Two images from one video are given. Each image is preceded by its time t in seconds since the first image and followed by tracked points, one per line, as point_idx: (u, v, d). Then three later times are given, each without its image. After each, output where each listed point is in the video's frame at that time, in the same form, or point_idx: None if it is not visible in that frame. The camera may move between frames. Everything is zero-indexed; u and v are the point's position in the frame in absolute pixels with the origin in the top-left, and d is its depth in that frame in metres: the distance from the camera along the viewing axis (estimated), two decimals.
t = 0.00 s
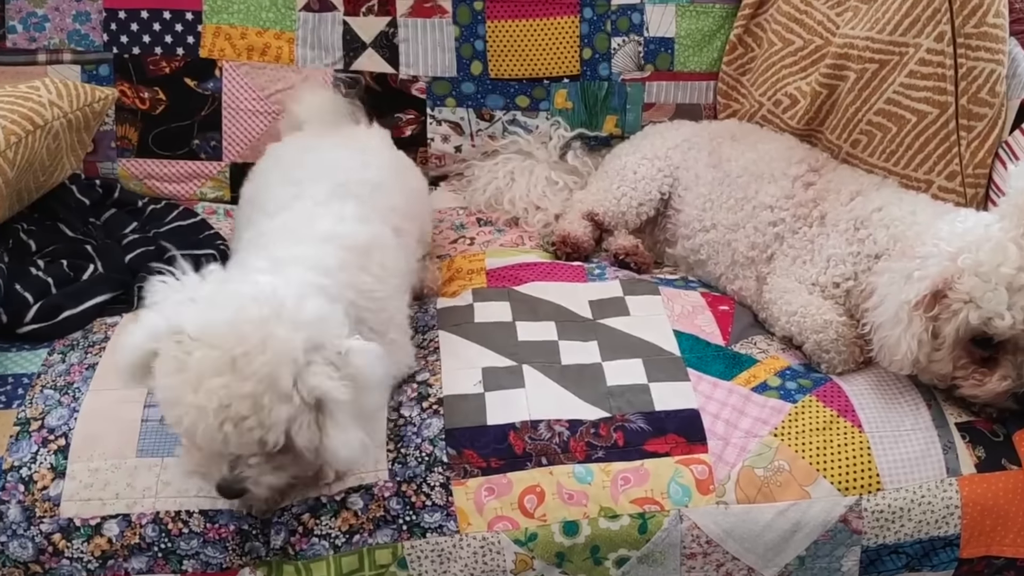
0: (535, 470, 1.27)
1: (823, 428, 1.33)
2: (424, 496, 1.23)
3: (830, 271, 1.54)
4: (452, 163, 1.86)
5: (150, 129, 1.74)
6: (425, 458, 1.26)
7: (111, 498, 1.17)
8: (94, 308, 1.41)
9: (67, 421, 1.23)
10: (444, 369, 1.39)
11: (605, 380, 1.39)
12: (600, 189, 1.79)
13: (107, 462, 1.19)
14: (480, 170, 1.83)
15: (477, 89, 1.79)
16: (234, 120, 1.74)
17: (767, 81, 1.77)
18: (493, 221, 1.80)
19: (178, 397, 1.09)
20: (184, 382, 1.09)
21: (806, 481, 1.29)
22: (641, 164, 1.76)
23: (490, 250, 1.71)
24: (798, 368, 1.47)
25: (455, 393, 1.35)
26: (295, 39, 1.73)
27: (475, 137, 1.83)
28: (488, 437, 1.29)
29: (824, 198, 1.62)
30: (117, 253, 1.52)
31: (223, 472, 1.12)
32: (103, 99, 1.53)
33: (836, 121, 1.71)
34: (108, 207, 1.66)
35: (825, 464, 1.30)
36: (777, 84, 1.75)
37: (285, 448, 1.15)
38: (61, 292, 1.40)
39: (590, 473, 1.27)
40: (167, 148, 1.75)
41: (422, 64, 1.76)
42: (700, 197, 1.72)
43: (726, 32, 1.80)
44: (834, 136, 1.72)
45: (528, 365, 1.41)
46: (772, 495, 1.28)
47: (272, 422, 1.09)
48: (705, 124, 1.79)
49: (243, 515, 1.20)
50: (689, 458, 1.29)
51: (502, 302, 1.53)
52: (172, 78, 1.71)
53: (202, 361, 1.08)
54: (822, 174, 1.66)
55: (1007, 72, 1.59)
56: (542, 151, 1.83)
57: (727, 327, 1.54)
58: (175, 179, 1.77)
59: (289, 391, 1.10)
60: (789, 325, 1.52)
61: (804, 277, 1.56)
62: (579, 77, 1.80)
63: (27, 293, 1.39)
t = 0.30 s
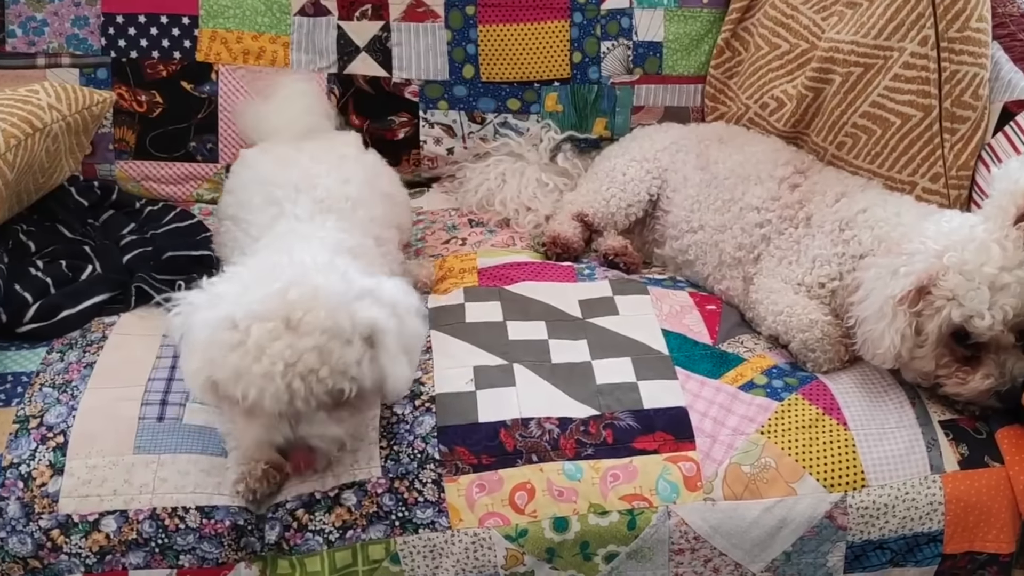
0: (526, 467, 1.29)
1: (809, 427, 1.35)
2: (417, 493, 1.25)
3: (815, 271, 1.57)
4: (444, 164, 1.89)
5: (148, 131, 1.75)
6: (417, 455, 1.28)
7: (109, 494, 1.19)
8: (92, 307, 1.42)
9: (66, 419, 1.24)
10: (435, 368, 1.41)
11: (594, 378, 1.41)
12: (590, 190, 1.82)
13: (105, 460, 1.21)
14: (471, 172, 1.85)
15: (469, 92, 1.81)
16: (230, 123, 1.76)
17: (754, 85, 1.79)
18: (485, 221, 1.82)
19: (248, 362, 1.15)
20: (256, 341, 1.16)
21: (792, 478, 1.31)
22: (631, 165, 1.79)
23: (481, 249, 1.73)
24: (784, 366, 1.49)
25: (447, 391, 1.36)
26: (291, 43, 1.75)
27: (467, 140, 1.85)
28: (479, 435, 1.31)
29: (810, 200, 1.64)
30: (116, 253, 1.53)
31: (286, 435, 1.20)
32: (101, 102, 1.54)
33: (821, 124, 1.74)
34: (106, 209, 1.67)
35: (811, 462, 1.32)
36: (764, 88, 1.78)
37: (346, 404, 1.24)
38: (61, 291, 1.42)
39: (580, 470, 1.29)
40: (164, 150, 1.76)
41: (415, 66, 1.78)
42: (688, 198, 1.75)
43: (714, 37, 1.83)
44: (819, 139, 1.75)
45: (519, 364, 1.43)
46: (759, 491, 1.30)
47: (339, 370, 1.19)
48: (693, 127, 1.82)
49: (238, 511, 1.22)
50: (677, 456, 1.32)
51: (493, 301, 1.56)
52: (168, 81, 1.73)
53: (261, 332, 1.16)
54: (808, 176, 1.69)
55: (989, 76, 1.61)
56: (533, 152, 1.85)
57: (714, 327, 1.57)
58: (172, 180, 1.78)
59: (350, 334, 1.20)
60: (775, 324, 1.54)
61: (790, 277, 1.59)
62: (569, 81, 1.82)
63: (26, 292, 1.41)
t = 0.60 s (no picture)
0: (516, 464, 1.31)
1: (794, 424, 1.38)
2: (409, 488, 1.27)
3: (800, 272, 1.60)
4: (436, 167, 1.91)
5: (145, 133, 1.77)
6: (409, 452, 1.30)
7: (106, 490, 1.23)
8: (89, 309, 1.46)
9: (64, 416, 1.28)
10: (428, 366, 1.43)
11: (583, 377, 1.44)
12: (580, 192, 1.84)
13: (101, 456, 1.25)
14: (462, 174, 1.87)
15: (461, 96, 1.84)
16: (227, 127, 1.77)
17: (740, 88, 1.82)
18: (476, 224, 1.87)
19: (383, 203, 1.24)
20: (389, 189, 1.24)
21: (778, 475, 1.33)
22: (619, 167, 1.82)
23: (473, 252, 1.76)
24: (770, 365, 1.52)
25: (439, 389, 1.39)
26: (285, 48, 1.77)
27: (458, 142, 1.88)
28: (470, 432, 1.33)
29: (795, 202, 1.68)
30: (113, 255, 1.56)
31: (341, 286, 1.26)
32: (99, 106, 1.56)
33: (806, 128, 1.77)
34: (104, 210, 1.70)
35: (796, 458, 1.35)
36: (750, 91, 1.81)
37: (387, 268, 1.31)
38: (60, 292, 1.46)
39: (569, 467, 1.32)
40: (161, 153, 1.78)
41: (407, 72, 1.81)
42: (676, 200, 1.78)
43: (701, 41, 1.86)
44: (804, 142, 1.78)
45: (509, 362, 1.45)
46: (745, 488, 1.33)
47: (390, 270, 1.35)
48: (680, 130, 1.85)
49: (232, 506, 1.24)
50: (664, 452, 1.34)
51: (484, 301, 1.58)
52: (165, 84, 1.75)
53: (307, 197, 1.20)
54: (793, 178, 1.72)
55: (972, 80, 1.65)
56: (524, 155, 1.87)
57: (702, 326, 1.60)
58: (169, 183, 1.80)
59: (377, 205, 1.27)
60: (761, 324, 1.57)
61: (776, 278, 1.62)
62: (559, 84, 1.84)
63: (26, 293, 1.45)
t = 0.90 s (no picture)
0: (506, 459, 1.33)
1: (779, 420, 1.41)
2: (400, 483, 1.30)
3: (786, 271, 1.63)
4: (428, 168, 1.94)
5: (142, 135, 1.78)
6: (401, 448, 1.33)
7: (103, 485, 1.25)
8: (87, 308, 1.49)
9: (62, 413, 1.30)
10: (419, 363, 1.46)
11: (572, 373, 1.47)
12: (569, 192, 1.87)
13: (98, 452, 1.27)
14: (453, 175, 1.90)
15: (452, 97, 1.86)
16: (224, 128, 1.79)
17: (727, 90, 1.85)
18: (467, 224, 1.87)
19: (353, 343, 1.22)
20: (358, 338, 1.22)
21: (763, 470, 1.36)
22: (608, 168, 1.84)
23: (464, 251, 1.78)
24: (756, 362, 1.55)
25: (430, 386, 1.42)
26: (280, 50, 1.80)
27: (450, 143, 1.91)
28: (461, 428, 1.35)
29: (781, 202, 1.70)
30: (111, 255, 1.59)
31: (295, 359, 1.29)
32: (97, 107, 1.58)
33: (791, 129, 1.80)
34: (101, 210, 1.73)
35: (782, 454, 1.37)
36: (736, 93, 1.84)
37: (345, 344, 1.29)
38: (58, 292, 1.48)
39: (558, 462, 1.34)
40: (158, 154, 1.79)
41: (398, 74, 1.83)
42: (663, 200, 1.80)
43: (688, 43, 1.89)
44: (789, 143, 1.81)
45: (499, 359, 1.48)
46: (731, 483, 1.35)
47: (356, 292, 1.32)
48: (668, 131, 1.88)
49: (227, 501, 1.27)
50: (652, 448, 1.37)
51: (475, 299, 1.61)
52: (162, 86, 1.76)
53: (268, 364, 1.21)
54: (779, 178, 1.75)
55: (955, 82, 1.66)
56: (514, 155, 1.90)
57: (689, 324, 1.62)
58: (165, 183, 1.81)
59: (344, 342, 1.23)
60: (747, 322, 1.60)
61: (762, 277, 1.64)
62: (549, 86, 1.87)
63: (25, 291, 1.47)
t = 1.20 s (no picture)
0: (496, 456, 1.35)
1: (765, 418, 1.43)
2: (392, 480, 1.32)
3: (773, 271, 1.65)
4: (421, 169, 1.98)
5: (139, 136, 1.80)
6: (393, 444, 1.35)
7: (99, 482, 1.27)
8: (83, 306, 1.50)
9: (58, 411, 1.33)
10: (411, 362, 1.48)
11: (561, 372, 1.49)
12: (559, 193, 1.90)
13: (94, 449, 1.29)
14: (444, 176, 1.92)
15: (444, 100, 1.89)
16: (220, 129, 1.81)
17: (715, 92, 1.87)
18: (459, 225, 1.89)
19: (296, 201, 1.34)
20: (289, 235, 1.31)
21: (750, 467, 1.38)
22: (597, 169, 1.86)
23: (456, 255, 1.79)
24: (743, 361, 1.57)
25: (422, 383, 1.43)
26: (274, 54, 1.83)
27: (443, 144, 1.95)
28: (452, 426, 1.37)
29: (768, 203, 1.73)
30: (107, 253, 1.60)
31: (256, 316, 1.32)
32: (94, 109, 1.59)
33: (778, 131, 1.83)
34: (98, 211, 1.74)
35: (768, 451, 1.39)
36: (724, 96, 1.86)
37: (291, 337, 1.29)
38: (54, 291, 1.50)
39: (548, 459, 1.36)
40: (154, 155, 1.81)
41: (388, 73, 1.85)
42: (651, 200, 1.82)
43: (677, 46, 1.91)
44: (776, 145, 1.84)
45: (490, 357, 1.50)
46: (718, 479, 1.37)
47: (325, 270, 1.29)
48: (656, 133, 1.90)
49: (221, 497, 1.29)
50: (640, 445, 1.39)
51: (466, 300, 1.63)
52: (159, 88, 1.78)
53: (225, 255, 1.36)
54: (766, 180, 1.77)
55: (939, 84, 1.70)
56: (505, 156, 1.92)
57: (677, 323, 1.65)
58: (162, 183, 1.83)
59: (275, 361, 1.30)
60: (735, 321, 1.62)
61: (749, 277, 1.67)
62: (539, 88, 1.89)
63: (21, 290, 1.48)
